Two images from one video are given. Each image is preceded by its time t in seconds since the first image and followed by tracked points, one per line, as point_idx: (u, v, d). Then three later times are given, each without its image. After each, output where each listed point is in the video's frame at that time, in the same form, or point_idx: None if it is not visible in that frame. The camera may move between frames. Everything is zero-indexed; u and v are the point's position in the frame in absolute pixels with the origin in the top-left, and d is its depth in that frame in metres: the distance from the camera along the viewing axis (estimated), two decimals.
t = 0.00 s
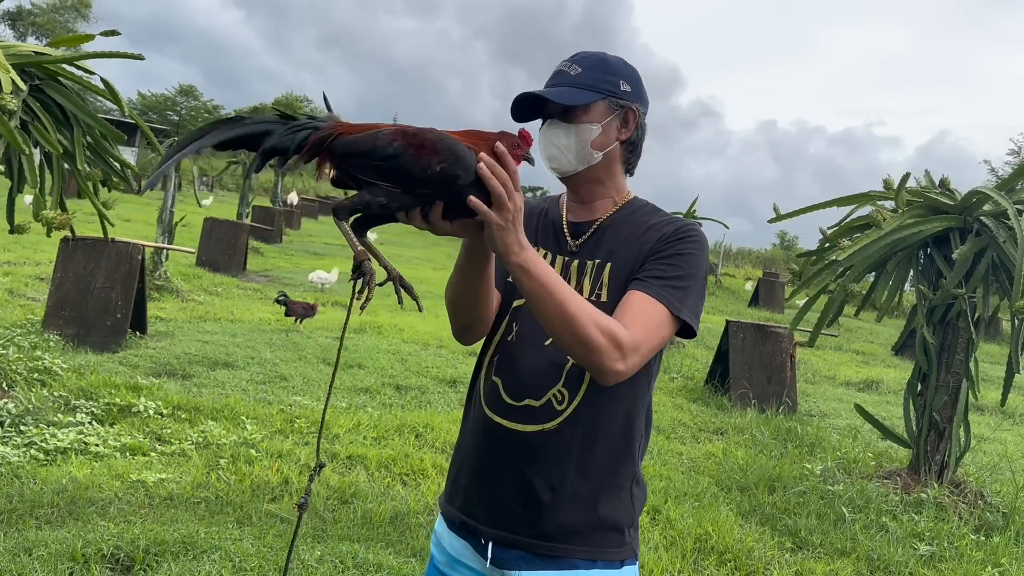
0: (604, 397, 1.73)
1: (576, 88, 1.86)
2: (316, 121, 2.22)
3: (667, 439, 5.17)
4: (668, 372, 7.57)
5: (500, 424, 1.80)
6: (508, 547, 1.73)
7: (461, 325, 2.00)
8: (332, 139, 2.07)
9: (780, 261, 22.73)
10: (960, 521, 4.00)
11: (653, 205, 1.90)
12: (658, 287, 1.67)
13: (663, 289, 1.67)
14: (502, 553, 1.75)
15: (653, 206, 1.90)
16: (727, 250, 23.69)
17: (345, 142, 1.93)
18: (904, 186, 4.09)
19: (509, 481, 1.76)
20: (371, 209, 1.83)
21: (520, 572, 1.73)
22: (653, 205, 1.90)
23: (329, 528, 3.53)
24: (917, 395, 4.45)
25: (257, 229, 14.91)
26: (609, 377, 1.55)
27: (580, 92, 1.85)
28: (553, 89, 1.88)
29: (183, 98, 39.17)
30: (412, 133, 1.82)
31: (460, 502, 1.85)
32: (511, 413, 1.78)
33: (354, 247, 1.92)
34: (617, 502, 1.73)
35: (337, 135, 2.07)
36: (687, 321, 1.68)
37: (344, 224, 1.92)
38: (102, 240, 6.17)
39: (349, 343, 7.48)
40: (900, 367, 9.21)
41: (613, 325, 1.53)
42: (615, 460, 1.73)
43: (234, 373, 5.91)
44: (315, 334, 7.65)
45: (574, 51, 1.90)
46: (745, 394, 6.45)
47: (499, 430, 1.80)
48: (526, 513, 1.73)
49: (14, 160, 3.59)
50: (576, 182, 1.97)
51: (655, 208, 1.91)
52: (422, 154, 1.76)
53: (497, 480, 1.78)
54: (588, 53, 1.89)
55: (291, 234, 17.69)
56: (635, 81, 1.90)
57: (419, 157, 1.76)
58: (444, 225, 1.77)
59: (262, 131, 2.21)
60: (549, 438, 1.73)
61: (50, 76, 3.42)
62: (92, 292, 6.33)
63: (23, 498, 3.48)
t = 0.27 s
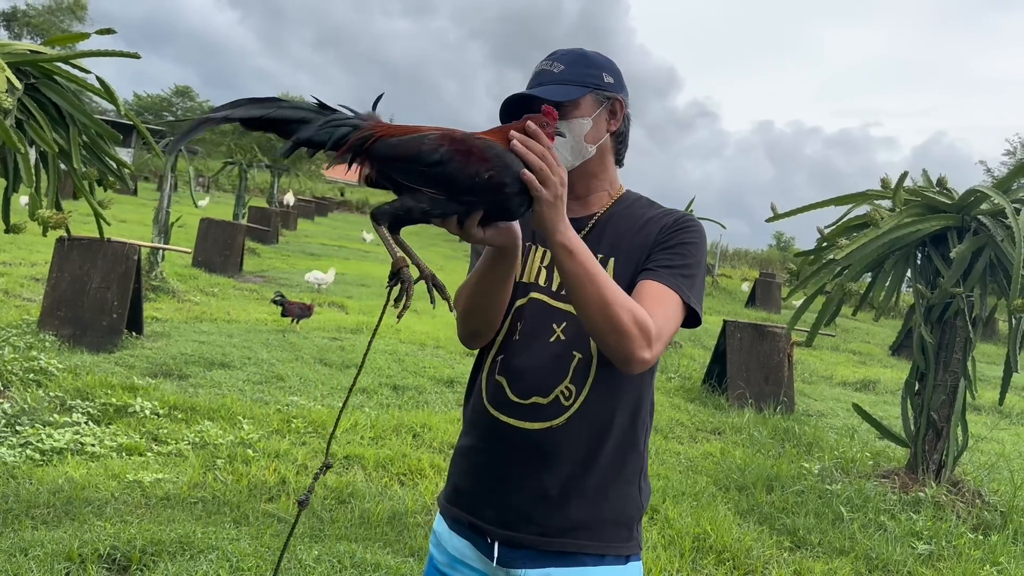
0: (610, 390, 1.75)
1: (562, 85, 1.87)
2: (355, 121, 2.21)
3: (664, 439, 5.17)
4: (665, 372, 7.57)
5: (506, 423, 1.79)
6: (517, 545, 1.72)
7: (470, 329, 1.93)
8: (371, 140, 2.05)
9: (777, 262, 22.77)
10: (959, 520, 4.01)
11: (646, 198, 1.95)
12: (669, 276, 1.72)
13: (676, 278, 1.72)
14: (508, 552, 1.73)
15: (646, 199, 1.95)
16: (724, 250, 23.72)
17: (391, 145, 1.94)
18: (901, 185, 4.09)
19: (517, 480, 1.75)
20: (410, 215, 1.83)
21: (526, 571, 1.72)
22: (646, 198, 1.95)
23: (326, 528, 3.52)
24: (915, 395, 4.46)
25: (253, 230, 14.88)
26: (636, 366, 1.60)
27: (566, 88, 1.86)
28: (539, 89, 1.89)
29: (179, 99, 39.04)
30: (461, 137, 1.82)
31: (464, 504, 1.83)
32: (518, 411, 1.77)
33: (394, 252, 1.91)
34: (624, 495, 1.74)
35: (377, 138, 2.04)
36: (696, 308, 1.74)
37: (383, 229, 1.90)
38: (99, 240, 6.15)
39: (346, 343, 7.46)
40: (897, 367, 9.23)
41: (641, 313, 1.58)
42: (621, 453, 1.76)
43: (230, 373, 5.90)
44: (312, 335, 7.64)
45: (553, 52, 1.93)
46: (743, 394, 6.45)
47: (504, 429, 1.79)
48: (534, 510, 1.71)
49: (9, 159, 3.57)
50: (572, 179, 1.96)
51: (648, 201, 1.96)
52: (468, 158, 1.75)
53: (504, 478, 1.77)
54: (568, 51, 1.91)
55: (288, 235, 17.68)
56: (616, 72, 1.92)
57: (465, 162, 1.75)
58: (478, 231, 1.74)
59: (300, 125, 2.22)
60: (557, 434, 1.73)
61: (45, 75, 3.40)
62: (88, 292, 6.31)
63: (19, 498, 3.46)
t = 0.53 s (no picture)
0: (611, 388, 1.76)
1: (552, 85, 1.87)
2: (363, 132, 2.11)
3: (661, 438, 5.17)
4: (662, 371, 7.58)
5: (507, 422, 1.78)
6: (519, 545, 1.71)
7: (472, 333, 1.91)
8: (383, 151, 1.97)
9: (773, 261, 22.82)
10: (955, 518, 4.02)
11: (638, 196, 1.95)
12: (669, 274, 1.73)
13: (677, 276, 1.73)
14: (510, 552, 1.73)
15: (638, 197, 1.95)
16: (720, 250, 23.75)
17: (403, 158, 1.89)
18: (897, 184, 4.10)
19: (519, 479, 1.75)
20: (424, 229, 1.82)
21: (528, 571, 1.71)
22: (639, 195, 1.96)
23: (323, 528, 3.51)
24: (911, 393, 4.46)
25: (249, 229, 14.86)
26: (646, 362, 1.62)
27: (556, 89, 1.86)
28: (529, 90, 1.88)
29: (175, 99, 38.95)
30: (473, 147, 1.79)
31: (464, 505, 1.83)
32: (519, 411, 1.77)
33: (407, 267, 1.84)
34: (625, 492, 1.74)
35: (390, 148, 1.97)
36: (695, 302, 1.76)
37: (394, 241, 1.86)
38: (94, 240, 6.13)
39: (342, 343, 7.46)
40: (893, 366, 9.25)
41: (652, 310, 1.60)
42: (622, 450, 1.76)
43: (227, 373, 5.89)
44: (308, 335, 7.63)
45: (541, 52, 1.92)
46: (739, 393, 6.47)
47: (505, 428, 1.78)
48: (536, 509, 1.71)
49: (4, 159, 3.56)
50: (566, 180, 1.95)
51: (640, 198, 1.96)
52: (485, 172, 1.72)
53: (505, 477, 1.77)
54: (556, 52, 1.91)
55: (284, 235, 17.66)
56: (604, 71, 1.92)
57: (482, 176, 1.72)
58: (487, 239, 1.75)
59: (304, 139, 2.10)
60: (558, 432, 1.73)
61: (40, 75, 3.39)
62: (83, 293, 6.29)
63: (14, 499, 3.45)
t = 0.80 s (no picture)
0: (601, 387, 1.75)
1: (537, 86, 1.86)
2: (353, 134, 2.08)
3: (657, 437, 5.17)
4: (658, 370, 7.58)
5: (498, 423, 1.77)
6: (511, 546, 1.70)
7: (462, 337, 1.90)
8: (374, 156, 1.94)
9: (769, 260, 22.85)
10: (950, 516, 4.02)
11: (627, 194, 1.95)
12: (660, 275, 1.74)
13: (667, 277, 1.74)
14: (502, 553, 1.72)
15: (627, 195, 1.95)
16: (717, 249, 23.76)
17: (394, 163, 1.87)
18: (893, 183, 4.11)
19: (510, 479, 1.74)
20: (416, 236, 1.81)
21: (520, 571, 1.70)
22: (627, 193, 1.95)
23: (318, 528, 3.50)
24: (907, 392, 4.47)
25: (245, 229, 14.82)
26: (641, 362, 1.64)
27: (541, 90, 1.85)
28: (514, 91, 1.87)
29: (170, 98, 38.83)
30: (465, 154, 1.77)
31: (456, 506, 1.82)
32: (510, 412, 1.76)
33: (396, 277, 1.84)
34: (617, 491, 1.74)
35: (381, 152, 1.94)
36: (686, 302, 1.77)
37: (386, 252, 1.85)
38: (89, 239, 6.11)
39: (338, 342, 7.44)
40: (889, 364, 9.27)
41: (643, 313, 1.61)
42: (614, 449, 1.75)
43: (222, 372, 5.87)
44: (304, 334, 7.61)
45: (525, 52, 1.91)
46: (735, 391, 6.47)
47: (496, 429, 1.77)
48: (528, 510, 1.70)
49: None
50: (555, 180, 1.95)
51: (629, 196, 1.96)
52: (477, 181, 1.70)
53: (496, 478, 1.76)
54: (540, 52, 1.90)
55: (280, 234, 17.63)
56: (589, 69, 1.91)
57: (474, 184, 1.70)
58: (480, 243, 1.74)
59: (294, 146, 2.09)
60: (550, 432, 1.72)
61: (34, 74, 3.36)
62: (78, 292, 6.26)
63: (8, 499, 3.43)
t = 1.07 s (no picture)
0: (593, 385, 1.75)
1: (524, 84, 1.85)
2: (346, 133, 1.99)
3: (654, 434, 5.17)
4: (655, 368, 7.58)
5: (490, 421, 1.77)
6: (504, 543, 1.70)
7: (454, 336, 1.89)
8: (365, 156, 1.88)
9: (767, 257, 22.87)
10: (946, 513, 4.02)
11: (618, 190, 1.94)
12: (650, 279, 1.73)
13: (658, 284, 1.73)
14: (495, 550, 1.71)
15: (618, 190, 1.94)
16: (714, 246, 23.77)
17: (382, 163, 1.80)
18: (889, 180, 4.11)
19: (503, 477, 1.74)
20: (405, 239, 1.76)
21: (512, 569, 1.70)
22: (618, 189, 1.94)
23: (315, 526, 3.50)
24: (903, 389, 4.47)
25: (242, 227, 14.80)
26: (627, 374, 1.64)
27: (529, 88, 1.84)
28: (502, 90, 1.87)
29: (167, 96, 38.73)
30: (457, 159, 1.75)
31: (449, 503, 1.81)
32: (502, 410, 1.75)
33: (381, 279, 1.81)
34: (609, 488, 1.74)
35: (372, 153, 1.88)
36: (678, 303, 1.77)
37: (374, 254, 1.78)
38: (85, 237, 6.09)
39: (335, 341, 7.43)
40: (886, 361, 9.28)
41: (630, 326, 1.61)
42: (606, 446, 1.75)
43: (219, 371, 5.86)
44: (301, 332, 7.60)
45: (510, 50, 1.91)
46: (732, 388, 6.47)
47: (488, 426, 1.77)
48: (520, 507, 1.70)
49: None
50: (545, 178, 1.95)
51: (620, 192, 1.95)
52: (470, 187, 1.70)
53: (489, 476, 1.75)
54: (525, 49, 1.89)
55: (278, 232, 17.61)
56: (576, 65, 1.91)
57: (466, 190, 1.70)
58: (469, 247, 1.74)
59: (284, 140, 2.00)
60: (542, 429, 1.72)
61: (29, 72, 3.34)
62: (74, 291, 6.25)
63: (4, 497, 3.43)
